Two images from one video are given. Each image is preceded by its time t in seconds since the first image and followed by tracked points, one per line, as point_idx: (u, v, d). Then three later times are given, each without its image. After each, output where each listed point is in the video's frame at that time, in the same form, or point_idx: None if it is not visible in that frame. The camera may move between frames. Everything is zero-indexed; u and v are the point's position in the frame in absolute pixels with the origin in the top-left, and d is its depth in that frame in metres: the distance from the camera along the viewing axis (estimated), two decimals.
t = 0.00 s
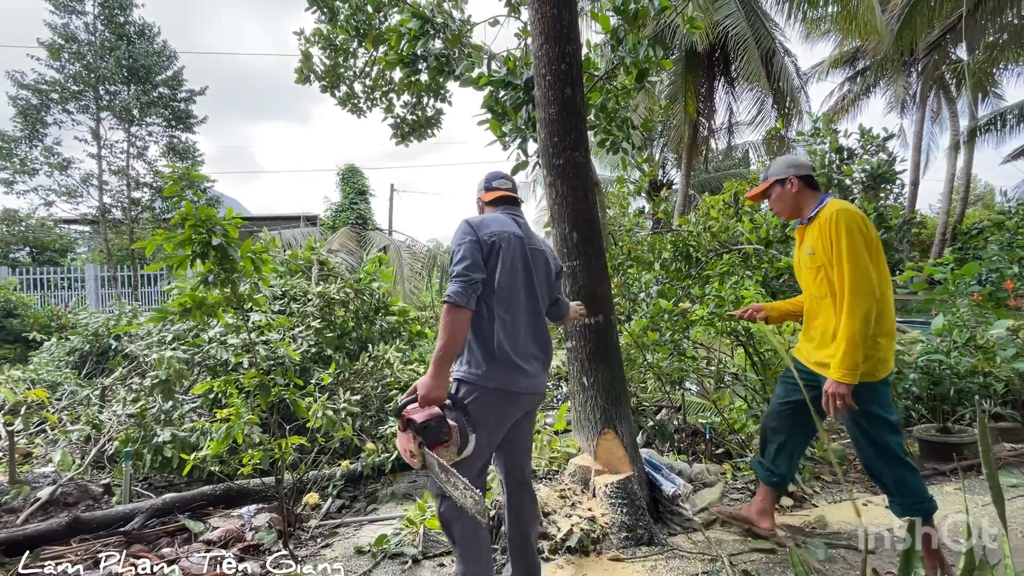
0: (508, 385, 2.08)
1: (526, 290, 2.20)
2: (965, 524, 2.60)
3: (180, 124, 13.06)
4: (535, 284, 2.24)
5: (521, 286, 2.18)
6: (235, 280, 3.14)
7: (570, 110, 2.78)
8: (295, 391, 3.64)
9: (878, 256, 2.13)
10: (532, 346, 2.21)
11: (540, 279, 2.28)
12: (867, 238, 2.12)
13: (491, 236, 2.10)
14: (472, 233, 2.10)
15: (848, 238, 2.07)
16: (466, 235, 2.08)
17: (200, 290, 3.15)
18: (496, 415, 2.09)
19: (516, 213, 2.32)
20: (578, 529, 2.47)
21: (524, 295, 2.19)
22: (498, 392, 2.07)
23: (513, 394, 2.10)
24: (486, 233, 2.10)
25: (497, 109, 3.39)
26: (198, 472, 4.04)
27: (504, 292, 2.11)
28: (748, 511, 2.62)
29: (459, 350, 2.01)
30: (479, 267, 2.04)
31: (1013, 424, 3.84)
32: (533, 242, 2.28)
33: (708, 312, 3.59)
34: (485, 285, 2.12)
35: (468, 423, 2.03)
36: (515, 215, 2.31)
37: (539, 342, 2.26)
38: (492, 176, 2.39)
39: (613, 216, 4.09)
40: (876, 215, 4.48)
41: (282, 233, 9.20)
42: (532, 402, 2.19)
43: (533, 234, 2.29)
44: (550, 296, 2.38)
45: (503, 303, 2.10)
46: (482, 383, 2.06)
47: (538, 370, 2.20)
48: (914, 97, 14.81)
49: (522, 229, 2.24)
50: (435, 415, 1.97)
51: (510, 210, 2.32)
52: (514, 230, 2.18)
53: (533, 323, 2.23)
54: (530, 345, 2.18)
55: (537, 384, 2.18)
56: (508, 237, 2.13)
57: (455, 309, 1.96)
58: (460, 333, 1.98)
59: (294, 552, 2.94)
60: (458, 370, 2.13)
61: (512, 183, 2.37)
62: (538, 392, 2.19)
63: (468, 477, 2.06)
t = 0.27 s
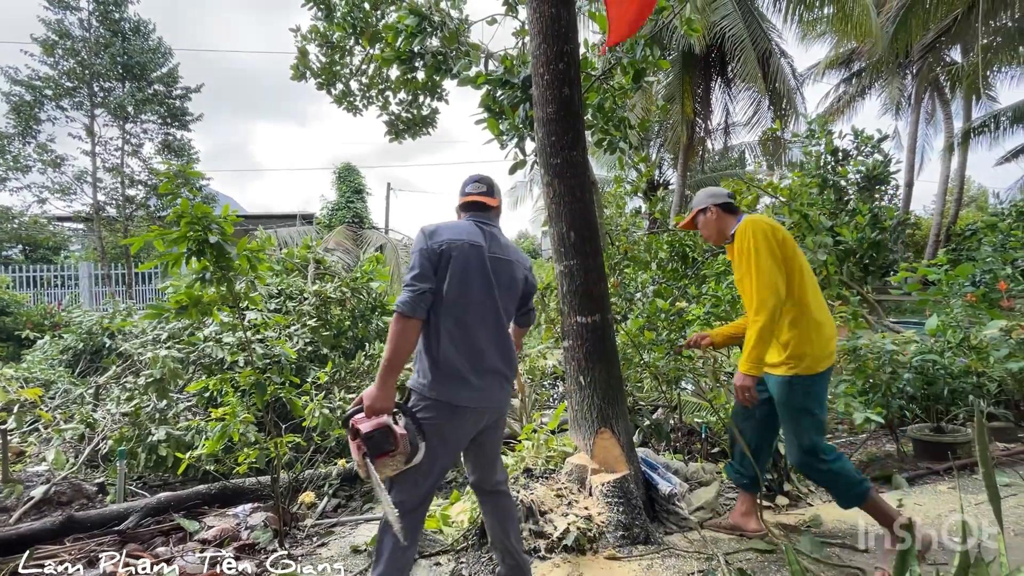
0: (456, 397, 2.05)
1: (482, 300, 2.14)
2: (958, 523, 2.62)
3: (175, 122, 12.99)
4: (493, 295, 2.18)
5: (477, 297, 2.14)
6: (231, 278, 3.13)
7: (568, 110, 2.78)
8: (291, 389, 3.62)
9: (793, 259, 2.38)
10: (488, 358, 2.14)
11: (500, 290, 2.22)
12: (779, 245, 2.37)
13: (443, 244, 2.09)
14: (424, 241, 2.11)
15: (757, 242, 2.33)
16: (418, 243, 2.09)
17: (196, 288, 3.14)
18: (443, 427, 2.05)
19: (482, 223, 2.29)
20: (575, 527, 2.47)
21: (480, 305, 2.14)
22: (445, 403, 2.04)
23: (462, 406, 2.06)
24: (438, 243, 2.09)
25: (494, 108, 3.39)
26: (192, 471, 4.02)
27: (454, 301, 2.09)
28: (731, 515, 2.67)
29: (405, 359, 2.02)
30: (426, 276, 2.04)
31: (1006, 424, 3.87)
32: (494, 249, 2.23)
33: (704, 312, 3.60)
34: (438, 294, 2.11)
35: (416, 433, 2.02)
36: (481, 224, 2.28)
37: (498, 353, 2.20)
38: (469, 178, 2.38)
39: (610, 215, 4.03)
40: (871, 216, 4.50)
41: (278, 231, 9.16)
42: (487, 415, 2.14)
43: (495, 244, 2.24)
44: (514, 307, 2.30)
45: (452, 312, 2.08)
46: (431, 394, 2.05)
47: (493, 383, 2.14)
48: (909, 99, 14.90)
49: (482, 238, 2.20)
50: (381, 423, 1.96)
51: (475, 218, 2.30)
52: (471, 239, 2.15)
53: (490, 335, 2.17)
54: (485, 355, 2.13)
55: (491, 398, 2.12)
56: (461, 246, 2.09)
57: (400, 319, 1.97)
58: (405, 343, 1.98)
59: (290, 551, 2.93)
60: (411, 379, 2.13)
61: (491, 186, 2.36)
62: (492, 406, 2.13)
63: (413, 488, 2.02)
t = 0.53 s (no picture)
0: (393, 403, 1.98)
1: (413, 300, 2.03)
2: (945, 520, 2.66)
3: (166, 117, 12.87)
4: (428, 295, 2.04)
5: (408, 298, 2.03)
6: (224, 275, 3.11)
7: (563, 109, 2.79)
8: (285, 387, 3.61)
9: (734, 254, 2.59)
10: (426, 363, 2.02)
11: (438, 289, 2.05)
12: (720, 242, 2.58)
13: (371, 246, 2.03)
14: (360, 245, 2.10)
15: (699, 236, 2.55)
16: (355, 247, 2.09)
17: (190, 285, 3.12)
18: (388, 433, 2.00)
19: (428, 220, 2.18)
20: (568, 525, 2.49)
21: (410, 306, 2.02)
22: (384, 409, 1.99)
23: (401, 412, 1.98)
24: (365, 246, 2.03)
25: (490, 106, 3.39)
26: (184, 469, 3.99)
27: (384, 304, 2.02)
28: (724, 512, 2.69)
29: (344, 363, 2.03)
30: (354, 281, 2.01)
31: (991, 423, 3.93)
32: (427, 246, 2.06)
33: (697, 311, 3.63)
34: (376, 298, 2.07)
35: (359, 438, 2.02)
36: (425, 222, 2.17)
37: (439, 357, 2.05)
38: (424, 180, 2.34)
39: (604, 215, 4.15)
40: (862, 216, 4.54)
41: (271, 228, 9.11)
42: (434, 420, 2.02)
43: (431, 240, 2.09)
44: (463, 305, 2.11)
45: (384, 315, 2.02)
46: (370, 398, 2.02)
47: (430, 390, 2.00)
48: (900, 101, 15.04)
49: (415, 236, 2.07)
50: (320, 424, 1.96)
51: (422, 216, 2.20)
52: (400, 239, 2.04)
53: (428, 338, 2.04)
54: (420, 360, 2.01)
55: (433, 403, 2.01)
56: (384, 248, 1.99)
57: (334, 324, 1.98)
58: (338, 347, 1.99)
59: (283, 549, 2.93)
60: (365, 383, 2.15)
61: (439, 182, 2.28)
62: (436, 411, 2.01)
63: (368, 495, 2.00)
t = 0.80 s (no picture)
0: (349, 401, 1.95)
1: (362, 294, 1.95)
2: (927, 515, 2.71)
3: (154, 110, 12.71)
4: (376, 291, 1.93)
5: (360, 296, 1.96)
6: (215, 271, 3.09)
7: (556, 108, 2.80)
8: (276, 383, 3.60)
9: (685, 265, 2.50)
10: (374, 362, 1.92)
11: (385, 284, 1.91)
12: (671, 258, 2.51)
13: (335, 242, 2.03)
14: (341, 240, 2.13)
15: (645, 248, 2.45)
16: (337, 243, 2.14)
17: (180, 281, 3.10)
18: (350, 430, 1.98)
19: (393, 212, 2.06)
20: (559, 521, 2.51)
21: (360, 301, 1.95)
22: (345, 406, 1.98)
23: (357, 411, 1.94)
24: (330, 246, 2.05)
25: (483, 104, 3.39)
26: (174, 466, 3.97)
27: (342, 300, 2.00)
28: (712, 508, 2.72)
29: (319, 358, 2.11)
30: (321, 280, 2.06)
31: (972, 420, 4.02)
32: (375, 238, 1.95)
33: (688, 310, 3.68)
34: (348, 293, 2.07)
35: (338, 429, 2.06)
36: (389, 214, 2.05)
37: (387, 356, 1.91)
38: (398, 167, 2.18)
39: (597, 213, 4.17)
40: (849, 217, 4.60)
41: (261, 225, 9.03)
42: (388, 421, 1.91)
43: (383, 234, 1.96)
44: (416, 299, 1.89)
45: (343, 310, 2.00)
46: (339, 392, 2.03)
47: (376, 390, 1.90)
48: (889, 103, 15.22)
49: (368, 231, 1.98)
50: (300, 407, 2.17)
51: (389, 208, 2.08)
52: (353, 235, 1.99)
53: (377, 336, 1.93)
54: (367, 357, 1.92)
55: (382, 404, 1.89)
56: (334, 246, 1.97)
57: (309, 322, 2.10)
58: (314, 343, 2.11)
59: (273, 546, 2.92)
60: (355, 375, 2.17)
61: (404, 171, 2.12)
62: (386, 413, 1.90)
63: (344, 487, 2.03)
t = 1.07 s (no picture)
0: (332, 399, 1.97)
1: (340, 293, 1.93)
2: (908, 509, 2.77)
3: (139, 101, 12.50)
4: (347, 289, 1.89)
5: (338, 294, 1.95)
6: (203, 266, 3.06)
7: (548, 105, 2.80)
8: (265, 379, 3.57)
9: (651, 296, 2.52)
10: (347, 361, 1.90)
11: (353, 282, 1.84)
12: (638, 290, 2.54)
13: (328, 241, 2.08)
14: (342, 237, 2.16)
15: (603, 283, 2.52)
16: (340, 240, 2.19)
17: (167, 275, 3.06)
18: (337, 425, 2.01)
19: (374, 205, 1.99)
20: (549, 516, 2.53)
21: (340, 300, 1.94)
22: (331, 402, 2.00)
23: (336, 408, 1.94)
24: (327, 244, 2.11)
25: (475, 100, 3.39)
26: (160, 463, 3.93)
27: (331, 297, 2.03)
28: (698, 503, 2.75)
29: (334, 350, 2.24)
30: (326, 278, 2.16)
31: (953, 417, 4.11)
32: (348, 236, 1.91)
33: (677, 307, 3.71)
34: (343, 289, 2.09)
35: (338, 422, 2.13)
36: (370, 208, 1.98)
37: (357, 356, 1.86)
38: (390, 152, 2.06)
39: (587, 211, 4.06)
40: (836, 216, 4.67)
41: (249, 219, 8.93)
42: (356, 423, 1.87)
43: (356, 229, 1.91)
44: (373, 297, 1.76)
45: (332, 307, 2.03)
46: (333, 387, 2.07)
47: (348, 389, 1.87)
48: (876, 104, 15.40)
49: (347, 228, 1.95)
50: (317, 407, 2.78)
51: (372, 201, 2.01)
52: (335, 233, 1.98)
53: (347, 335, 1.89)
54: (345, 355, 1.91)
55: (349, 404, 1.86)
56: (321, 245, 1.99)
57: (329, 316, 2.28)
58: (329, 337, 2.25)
59: (262, 543, 2.90)
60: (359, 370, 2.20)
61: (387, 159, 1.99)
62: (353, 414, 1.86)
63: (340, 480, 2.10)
